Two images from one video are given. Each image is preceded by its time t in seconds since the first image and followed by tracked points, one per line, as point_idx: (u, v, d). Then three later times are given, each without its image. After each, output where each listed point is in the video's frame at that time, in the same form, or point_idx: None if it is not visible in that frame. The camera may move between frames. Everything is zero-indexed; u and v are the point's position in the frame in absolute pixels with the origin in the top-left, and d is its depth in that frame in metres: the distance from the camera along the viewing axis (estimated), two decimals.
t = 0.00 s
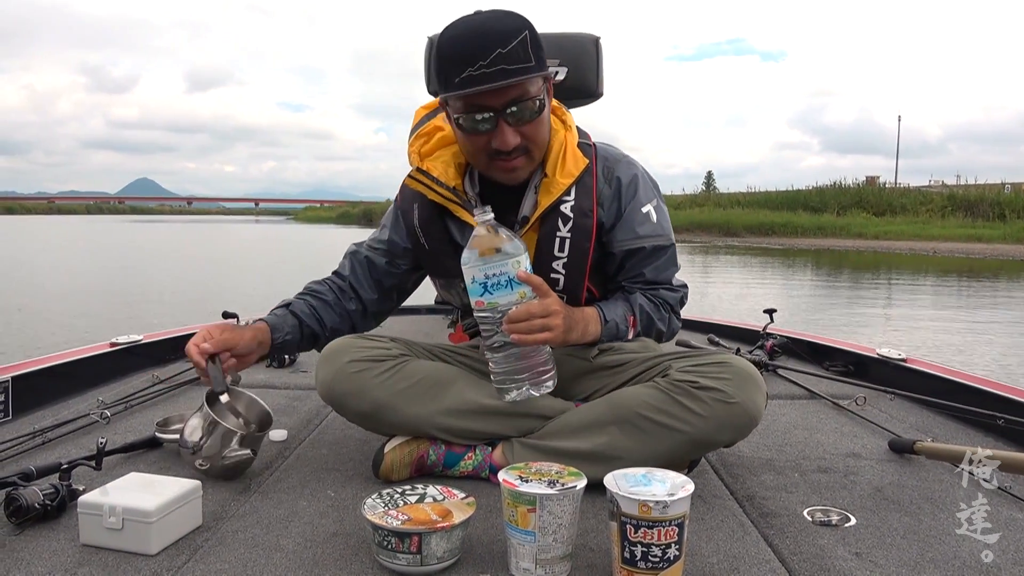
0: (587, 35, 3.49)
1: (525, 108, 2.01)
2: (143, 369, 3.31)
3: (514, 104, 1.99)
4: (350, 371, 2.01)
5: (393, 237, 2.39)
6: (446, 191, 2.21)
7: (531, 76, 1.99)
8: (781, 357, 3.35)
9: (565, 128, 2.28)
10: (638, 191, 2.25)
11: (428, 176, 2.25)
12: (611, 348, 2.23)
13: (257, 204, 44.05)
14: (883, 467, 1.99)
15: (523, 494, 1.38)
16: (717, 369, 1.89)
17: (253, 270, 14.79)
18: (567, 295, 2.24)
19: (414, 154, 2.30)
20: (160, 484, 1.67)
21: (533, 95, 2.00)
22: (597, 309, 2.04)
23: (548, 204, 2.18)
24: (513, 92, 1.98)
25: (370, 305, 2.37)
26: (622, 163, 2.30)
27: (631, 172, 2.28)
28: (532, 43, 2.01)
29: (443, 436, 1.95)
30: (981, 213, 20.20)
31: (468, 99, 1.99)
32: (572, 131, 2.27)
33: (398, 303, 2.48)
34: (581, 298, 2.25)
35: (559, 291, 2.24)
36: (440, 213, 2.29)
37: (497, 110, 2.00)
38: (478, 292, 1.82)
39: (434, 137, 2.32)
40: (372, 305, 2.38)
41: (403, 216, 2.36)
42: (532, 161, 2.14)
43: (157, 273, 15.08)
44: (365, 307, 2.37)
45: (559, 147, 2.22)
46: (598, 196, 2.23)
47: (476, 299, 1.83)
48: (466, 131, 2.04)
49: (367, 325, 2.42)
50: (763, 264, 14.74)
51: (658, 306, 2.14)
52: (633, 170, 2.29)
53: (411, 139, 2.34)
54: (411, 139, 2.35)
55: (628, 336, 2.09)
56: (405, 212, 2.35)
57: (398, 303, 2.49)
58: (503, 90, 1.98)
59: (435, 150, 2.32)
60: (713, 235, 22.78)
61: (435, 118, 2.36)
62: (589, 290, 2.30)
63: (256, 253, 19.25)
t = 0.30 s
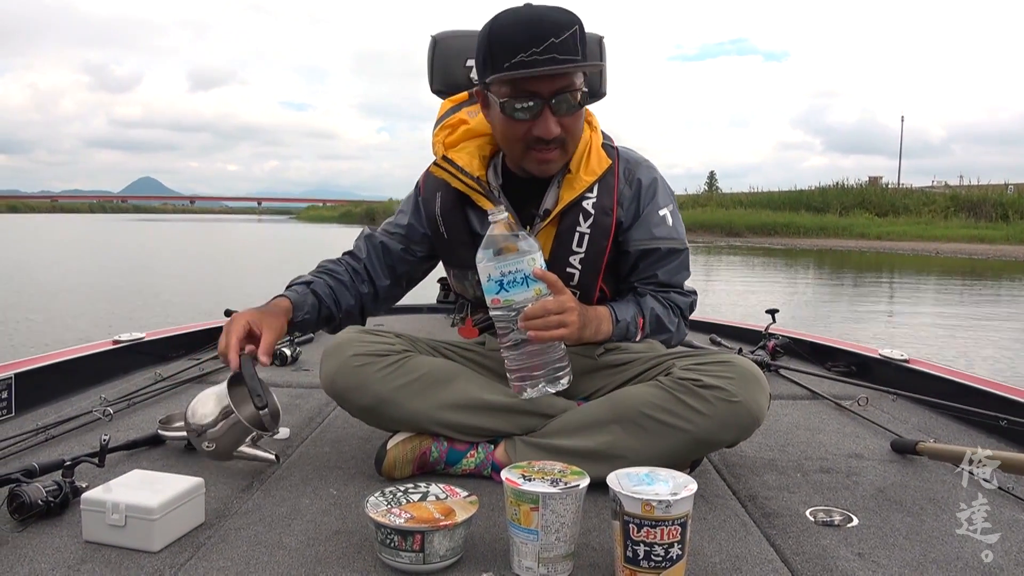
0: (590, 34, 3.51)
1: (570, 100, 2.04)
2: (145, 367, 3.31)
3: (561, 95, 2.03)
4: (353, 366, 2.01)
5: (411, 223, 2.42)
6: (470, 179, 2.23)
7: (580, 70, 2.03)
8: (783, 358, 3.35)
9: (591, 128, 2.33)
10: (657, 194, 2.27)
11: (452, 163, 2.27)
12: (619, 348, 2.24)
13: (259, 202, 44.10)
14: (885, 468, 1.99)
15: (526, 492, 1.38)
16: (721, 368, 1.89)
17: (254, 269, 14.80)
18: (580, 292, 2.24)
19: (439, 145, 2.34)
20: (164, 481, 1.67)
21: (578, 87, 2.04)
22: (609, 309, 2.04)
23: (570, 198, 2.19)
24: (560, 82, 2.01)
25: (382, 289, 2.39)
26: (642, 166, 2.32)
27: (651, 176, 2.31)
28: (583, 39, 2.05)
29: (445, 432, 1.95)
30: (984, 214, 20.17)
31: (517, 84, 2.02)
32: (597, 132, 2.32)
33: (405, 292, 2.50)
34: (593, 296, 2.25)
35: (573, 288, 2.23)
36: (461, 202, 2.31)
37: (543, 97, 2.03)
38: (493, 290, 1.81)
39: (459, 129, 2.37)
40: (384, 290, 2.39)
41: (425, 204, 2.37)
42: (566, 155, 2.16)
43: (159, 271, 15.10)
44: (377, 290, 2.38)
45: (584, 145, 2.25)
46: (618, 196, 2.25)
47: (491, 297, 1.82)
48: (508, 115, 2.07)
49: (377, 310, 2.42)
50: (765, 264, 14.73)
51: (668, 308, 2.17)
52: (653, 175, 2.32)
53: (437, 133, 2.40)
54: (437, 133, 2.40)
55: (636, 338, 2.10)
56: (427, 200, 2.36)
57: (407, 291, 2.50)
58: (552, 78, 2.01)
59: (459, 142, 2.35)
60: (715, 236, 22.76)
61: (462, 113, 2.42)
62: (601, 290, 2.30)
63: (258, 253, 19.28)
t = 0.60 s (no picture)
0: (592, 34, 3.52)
1: (601, 99, 2.08)
2: (147, 364, 3.32)
3: (593, 93, 2.07)
4: (356, 360, 2.01)
5: (422, 211, 2.45)
6: (484, 171, 2.23)
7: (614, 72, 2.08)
8: (784, 359, 3.35)
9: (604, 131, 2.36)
10: (665, 198, 2.30)
11: (468, 155, 2.28)
12: (620, 346, 2.22)
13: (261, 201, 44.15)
14: (886, 469, 1.99)
15: (527, 491, 1.39)
16: (721, 365, 1.90)
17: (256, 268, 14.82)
18: (586, 288, 2.23)
19: (454, 137, 2.34)
20: (166, 478, 1.68)
21: (609, 89, 2.09)
22: (612, 307, 2.08)
23: (582, 194, 2.20)
24: (594, 80, 2.06)
25: (389, 271, 2.39)
26: (652, 170, 2.35)
27: (660, 180, 2.34)
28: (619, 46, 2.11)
29: (446, 428, 1.95)
30: (987, 216, 20.13)
31: (552, 75, 2.06)
32: (610, 134, 2.35)
33: (409, 280, 2.50)
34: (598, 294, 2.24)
35: (579, 282, 2.21)
36: (474, 193, 2.32)
37: (576, 92, 2.06)
38: (501, 282, 1.83)
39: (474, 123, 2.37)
40: (390, 271, 2.39)
41: (438, 193, 2.37)
42: (585, 153, 2.18)
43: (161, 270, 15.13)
44: (385, 270, 2.38)
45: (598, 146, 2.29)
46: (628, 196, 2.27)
47: (499, 289, 1.83)
48: (538, 105, 2.09)
49: (381, 294, 2.41)
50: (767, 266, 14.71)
51: (670, 308, 2.19)
52: (662, 179, 2.35)
53: (452, 124, 2.40)
54: (452, 124, 2.40)
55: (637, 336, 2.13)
56: (440, 190, 2.36)
57: (410, 281, 2.51)
58: (587, 76, 2.06)
59: (474, 136, 2.35)
60: (717, 237, 22.74)
61: (478, 107, 2.42)
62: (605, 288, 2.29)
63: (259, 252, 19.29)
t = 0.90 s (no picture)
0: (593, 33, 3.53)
1: (610, 95, 2.08)
2: (148, 362, 3.33)
3: (602, 88, 2.07)
4: (357, 354, 2.02)
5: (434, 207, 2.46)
6: (499, 164, 2.25)
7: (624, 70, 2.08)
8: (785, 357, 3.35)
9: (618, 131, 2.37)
10: (675, 199, 2.31)
11: (483, 147, 2.29)
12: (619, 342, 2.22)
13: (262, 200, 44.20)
14: (885, 467, 1.99)
15: (526, 488, 1.39)
16: (720, 362, 1.90)
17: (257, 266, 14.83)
18: (592, 283, 2.23)
19: (470, 130, 2.36)
20: (166, 475, 1.68)
21: (619, 86, 2.09)
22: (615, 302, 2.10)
23: (593, 190, 2.21)
24: (604, 77, 2.06)
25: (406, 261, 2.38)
26: (664, 172, 2.36)
27: (671, 182, 2.35)
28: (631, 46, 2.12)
29: (447, 424, 1.96)
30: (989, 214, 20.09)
31: (562, 70, 2.07)
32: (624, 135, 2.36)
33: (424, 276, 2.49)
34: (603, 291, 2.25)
35: (586, 278, 2.22)
36: (486, 186, 2.33)
37: (585, 88, 2.06)
38: (508, 273, 1.81)
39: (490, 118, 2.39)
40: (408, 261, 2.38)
41: (451, 186, 2.38)
42: (594, 150, 2.18)
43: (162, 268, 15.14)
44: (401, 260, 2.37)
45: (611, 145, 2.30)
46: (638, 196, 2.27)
47: (505, 279, 1.82)
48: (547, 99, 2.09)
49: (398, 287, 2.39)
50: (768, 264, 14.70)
51: (673, 307, 2.21)
52: (673, 182, 2.36)
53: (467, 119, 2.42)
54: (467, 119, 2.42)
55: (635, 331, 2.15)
56: (454, 182, 2.37)
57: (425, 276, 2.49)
58: (597, 72, 2.06)
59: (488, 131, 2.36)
60: (718, 235, 22.72)
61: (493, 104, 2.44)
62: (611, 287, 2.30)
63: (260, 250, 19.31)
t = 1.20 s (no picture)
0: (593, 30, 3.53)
1: (601, 95, 2.08)
2: (148, 358, 3.33)
3: (591, 88, 2.06)
4: (356, 348, 2.01)
5: (443, 205, 2.46)
6: (504, 160, 2.25)
7: (614, 68, 2.06)
8: (784, 355, 3.35)
9: (623, 129, 2.36)
10: (681, 197, 2.31)
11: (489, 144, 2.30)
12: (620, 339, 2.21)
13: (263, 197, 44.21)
14: (883, 465, 1.99)
15: (525, 484, 1.39)
16: (719, 361, 1.90)
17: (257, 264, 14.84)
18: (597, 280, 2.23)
19: (476, 128, 2.36)
20: (166, 471, 1.69)
21: (610, 85, 2.07)
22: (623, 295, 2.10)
23: (597, 189, 2.21)
24: (594, 76, 2.06)
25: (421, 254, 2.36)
26: (670, 170, 2.36)
27: (677, 181, 2.35)
28: (625, 42, 2.09)
29: (446, 420, 1.97)
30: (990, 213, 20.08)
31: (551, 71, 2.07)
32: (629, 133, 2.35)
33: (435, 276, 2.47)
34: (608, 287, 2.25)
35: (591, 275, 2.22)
36: (492, 183, 2.32)
37: (574, 88, 2.07)
38: (513, 270, 1.83)
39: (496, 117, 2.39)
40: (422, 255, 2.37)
41: (457, 183, 2.39)
42: (590, 148, 2.18)
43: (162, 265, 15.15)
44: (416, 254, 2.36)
45: (616, 143, 2.29)
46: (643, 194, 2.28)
47: (511, 276, 1.83)
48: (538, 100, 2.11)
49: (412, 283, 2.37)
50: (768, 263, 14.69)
51: (680, 302, 2.20)
52: (678, 180, 2.36)
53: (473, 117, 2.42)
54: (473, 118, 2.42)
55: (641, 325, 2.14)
56: (460, 178, 2.38)
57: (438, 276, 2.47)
58: (586, 72, 2.05)
59: (495, 129, 2.36)
60: (719, 234, 22.71)
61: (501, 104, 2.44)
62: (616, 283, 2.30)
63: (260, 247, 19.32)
